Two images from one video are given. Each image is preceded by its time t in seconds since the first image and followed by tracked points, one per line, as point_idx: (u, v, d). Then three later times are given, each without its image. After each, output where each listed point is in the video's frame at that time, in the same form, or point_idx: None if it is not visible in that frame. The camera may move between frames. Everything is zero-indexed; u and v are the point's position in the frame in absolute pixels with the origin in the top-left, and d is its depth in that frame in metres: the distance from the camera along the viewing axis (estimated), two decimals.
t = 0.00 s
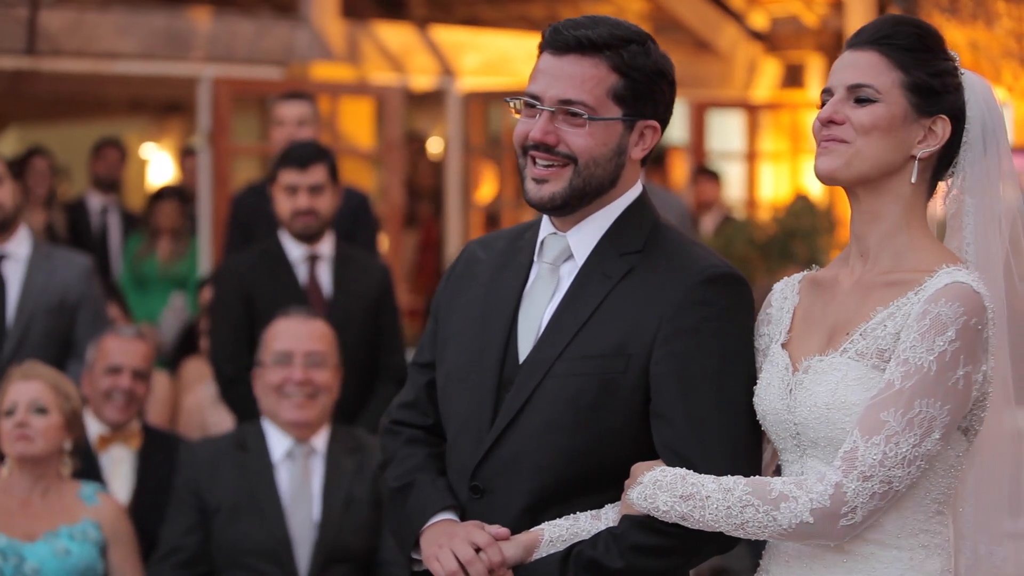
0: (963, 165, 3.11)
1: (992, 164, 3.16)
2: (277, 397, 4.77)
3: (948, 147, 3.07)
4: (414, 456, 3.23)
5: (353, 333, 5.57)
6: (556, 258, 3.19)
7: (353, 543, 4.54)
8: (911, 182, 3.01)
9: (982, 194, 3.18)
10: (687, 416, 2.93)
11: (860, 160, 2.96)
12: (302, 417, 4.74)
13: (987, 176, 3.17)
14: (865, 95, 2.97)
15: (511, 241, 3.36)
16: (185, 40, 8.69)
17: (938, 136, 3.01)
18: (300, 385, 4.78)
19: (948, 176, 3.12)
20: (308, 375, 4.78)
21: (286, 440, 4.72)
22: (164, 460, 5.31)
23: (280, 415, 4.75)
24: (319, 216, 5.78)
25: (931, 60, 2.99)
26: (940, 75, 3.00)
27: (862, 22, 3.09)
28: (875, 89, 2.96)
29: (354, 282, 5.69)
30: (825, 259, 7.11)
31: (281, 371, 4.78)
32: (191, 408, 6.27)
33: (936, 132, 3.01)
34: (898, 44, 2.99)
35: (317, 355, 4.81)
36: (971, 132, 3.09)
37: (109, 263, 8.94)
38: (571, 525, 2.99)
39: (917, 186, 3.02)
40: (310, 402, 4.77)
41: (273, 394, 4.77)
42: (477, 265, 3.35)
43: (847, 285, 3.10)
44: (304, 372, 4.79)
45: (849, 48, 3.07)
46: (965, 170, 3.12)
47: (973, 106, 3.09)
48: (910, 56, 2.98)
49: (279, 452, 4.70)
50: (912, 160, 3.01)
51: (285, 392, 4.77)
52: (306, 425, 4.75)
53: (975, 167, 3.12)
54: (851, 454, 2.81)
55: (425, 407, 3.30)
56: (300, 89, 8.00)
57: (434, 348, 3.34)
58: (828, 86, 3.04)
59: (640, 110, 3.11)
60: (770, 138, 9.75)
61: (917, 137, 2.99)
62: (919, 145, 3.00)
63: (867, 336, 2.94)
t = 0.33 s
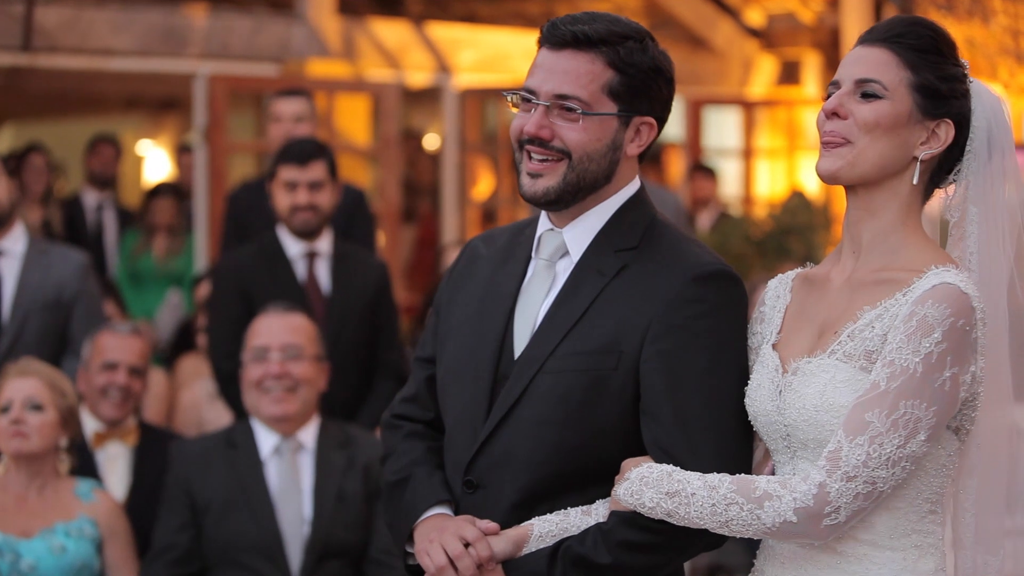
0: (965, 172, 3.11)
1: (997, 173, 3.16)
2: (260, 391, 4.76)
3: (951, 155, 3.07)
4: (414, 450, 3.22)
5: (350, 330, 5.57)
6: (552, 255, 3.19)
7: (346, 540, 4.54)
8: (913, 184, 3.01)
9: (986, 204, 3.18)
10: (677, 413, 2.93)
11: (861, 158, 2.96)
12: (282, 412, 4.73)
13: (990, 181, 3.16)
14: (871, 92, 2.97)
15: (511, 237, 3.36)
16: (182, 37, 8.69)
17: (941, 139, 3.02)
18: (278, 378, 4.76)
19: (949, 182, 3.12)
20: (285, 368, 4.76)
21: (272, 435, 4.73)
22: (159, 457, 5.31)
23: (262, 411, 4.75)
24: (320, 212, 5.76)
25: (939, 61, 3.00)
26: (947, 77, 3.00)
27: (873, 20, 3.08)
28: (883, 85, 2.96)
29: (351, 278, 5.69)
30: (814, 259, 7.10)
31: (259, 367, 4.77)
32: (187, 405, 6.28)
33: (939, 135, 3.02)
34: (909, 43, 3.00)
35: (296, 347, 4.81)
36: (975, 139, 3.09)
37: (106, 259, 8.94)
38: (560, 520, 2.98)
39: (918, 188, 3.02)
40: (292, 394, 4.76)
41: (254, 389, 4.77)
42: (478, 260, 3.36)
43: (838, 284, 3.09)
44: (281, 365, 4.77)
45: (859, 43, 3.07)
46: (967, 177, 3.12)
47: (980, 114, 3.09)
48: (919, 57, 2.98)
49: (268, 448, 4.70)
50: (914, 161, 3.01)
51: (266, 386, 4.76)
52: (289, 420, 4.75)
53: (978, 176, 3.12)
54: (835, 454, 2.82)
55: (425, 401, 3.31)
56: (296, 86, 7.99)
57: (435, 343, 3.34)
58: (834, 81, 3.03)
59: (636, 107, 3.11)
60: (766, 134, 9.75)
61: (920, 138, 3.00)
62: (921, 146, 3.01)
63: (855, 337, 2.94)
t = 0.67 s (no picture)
0: (953, 160, 3.10)
1: (982, 160, 3.16)
2: (262, 386, 4.76)
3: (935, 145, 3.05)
4: (412, 449, 3.22)
5: (351, 329, 5.57)
6: (546, 252, 3.18)
7: (348, 541, 4.53)
8: (900, 180, 3.00)
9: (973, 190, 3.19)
10: (671, 410, 2.93)
11: (847, 158, 2.96)
12: (284, 406, 4.74)
13: (977, 169, 3.16)
14: (851, 92, 2.97)
15: (507, 234, 3.36)
16: (181, 35, 8.70)
17: (925, 132, 3.01)
18: (281, 373, 4.77)
19: (937, 169, 3.11)
20: (287, 363, 4.77)
21: (278, 433, 4.73)
22: (158, 456, 5.30)
23: (263, 407, 4.75)
24: (320, 210, 5.75)
25: (917, 56, 2.99)
26: (927, 70, 2.99)
27: (850, 16, 3.08)
28: (861, 85, 2.96)
29: (351, 277, 5.68)
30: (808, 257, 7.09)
31: (260, 363, 4.78)
32: (186, 403, 6.27)
33: (923, 128, 3.01)
34: (884, 39, 2.99)
35: (298, 344, 4.81)
36: (960, 126, 3.08)
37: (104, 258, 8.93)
38: (556, 517, 2.98)
39: (906, 183, 3.01)
40: (292, 391, 4.76)
41: (257, 384, 4.77)
42: (476, 258, 3.35)
43: (833, 282, 3.09)
44: (283, 360, 4.77)
45: (836, 42, 3.07)
46: (954, 165, 3.12)
47: (962, 102, 3.08)
48: (897, 52, 2.97)
49: (273, 446, 4.70)
50: (900, 157, 3.00)
51: (268, 381, 4.77)
52: (291, 415, 4.75)
53: (965, 162, 3.12)
54: (828, 453, 2.81)
55: (423, 399, 3.30)
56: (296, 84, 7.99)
57: (433, 341, 3.34)
58: (814, 82, 3.03)
59: (628, 102, 3.11)
60: (764, 132, 9.72)
61: (904, 133, 2.99)
62: (905, 142, 3.00)
63: (850, 336, 2.94)
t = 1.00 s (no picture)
0: (939, 156, 3.10)
1: (969, 157, 3.15)
2: (262, 389, 4.76)
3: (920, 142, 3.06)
4: (404, 452, 3.21)
5: (350, 332, 5.56)
6: (536, 253, 3.18)
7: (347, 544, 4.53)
8: (886, 182, 3.01)
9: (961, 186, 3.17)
10: (663, 410, 2.93)
11: (833, 162, 2.96)
12: (284, 408, 4.73)
13: (964, 165, 3.15)
14: (833, 97, 2.96)
15: (496, 234, 3.35)
16: (179, 37, 8.70)
17: (910, 132, 3.01)
18: (282, 376, 4.77)
19: (924, 166, 3.11)
20: (288, 366, 4.77)
21: (276, 436, 4.73)
22: (156, 459, 5.29)
23: (263, 408, 4.75)
24: (320, 213, 5.75)
25: (898, 56, 2.98)
26: (909, 70, 2.99)
27: (826, 20, 3.07)
28: (843, 89, 2.95)
29: (351, 280, 5.68)
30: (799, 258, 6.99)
31: (261, 365, 4.78)
32: (184, 404, 6.27)
33: (907, 129, 3.01)
34: (865, 41, 2.98)
35: (300, 347, 4.81)
36: (946, 122, 3.08)
37: (102, 259, 8.92)
38: (552, 521, 2.98)
39: (892, 185, 3.02)
40: (292, 392, 4.76)
41: (258, 386, 4.77)
42: (463, 259, 3.34)
43: (826, 284, 3.09)
44: (285, 363, 4.78)
45: (816, 46, 3.06)
46: (941, 161, 3.11)
47: (946, 98, 3.07)
48: (876, 53, 2.97)
49: (271, 450, 4.70)
50: (886, 159, 3.00)
51: (268, 384, 4.77)
52: (291, 416, 4.75)
53: (952, 158, 3.11)
54: (822, 457, 2.81)
55: (414, 401, 3.29)
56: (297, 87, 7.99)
57: (422, 343, 3.33)
58: (797, 87, 3.03)
59: (620, 103, 3.11)
60: (762, 135, 9.79)
61: (889, 136, 2.99)
62: (890, 144, 3.00)
63: (843, 339, 2.94)
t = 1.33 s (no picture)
0: (928, 148, 3.12)
1: (957, 151, 3.18)
2: (258, 393, 4.79)
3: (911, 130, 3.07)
4: (392, 460, 3.21)
5: (345, 335, 5.56)
6: (525, 256, 3.19)
7: (342, 549, 4.52)
8: (877, 168, 3.02)
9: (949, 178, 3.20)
10: (658, 410, 2.94)
11: (822, 147, 2.97)
12: (281, 413, 4.76)
13: (951, 158, 3.18)
14: (823, 82, 2.98)
15: (483, 241, 3.35)
16: (174, 40, 8.72)
17: (900, 118, 3.02)
18: (278, 381, 4.79)
19: (914, 159, 3.12)
20: (284, 371, 4.80)
21: (272, 441, 4.74)
22: (151, 463, 5.29)
23: (260, 413, 4.77)
24: (316, 216, 5.76)
25: (887, 44, 3.00)
26: (898, 58, 3.00)
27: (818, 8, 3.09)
28: (833, 75, 2.97)
29: (346, 283, 5.69)
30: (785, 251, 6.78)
31: (257, 370, 4.81)
32: (178, 408, 6.27)
33: (897, 115, 3.02)
34: (854, 28, 3.00)
35: (295, 351, 4.84)
36: (934, 113, 3.11)
37: (96, 262, 8.92)
38: (546, 521, 2.99)
39: (882, 170, 3.03)
40: (289, 398, 4.79)
41: (253, 391, 4.79)
42: (450, 266, 3.35)
43: (820, 277, 3.08)
44: (281, 368, 4.80)
45: (805, 35, 3.07)
46: (930, 155, 3.13)
47: (936, 88, 3.10)
48: (866, 40, 2.98)
49: (266, 454, 4.71)
50: (876, 145, 3.01)
51: (264, 388, 4.79)
52: (287, 422, 4.78)
53: (941, 150, 3.13)
54: (826, 453, 2.82)
55: (402, 409, 3.29)
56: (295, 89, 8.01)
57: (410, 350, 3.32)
58: (787, 76, 3.04)
59: (611, 106, 3.13)
60: (757, 141, 9.82)
61: (879, 121, 3.00)
62: (881, 130, 3.01)
63: (846, 335, 2.92)
